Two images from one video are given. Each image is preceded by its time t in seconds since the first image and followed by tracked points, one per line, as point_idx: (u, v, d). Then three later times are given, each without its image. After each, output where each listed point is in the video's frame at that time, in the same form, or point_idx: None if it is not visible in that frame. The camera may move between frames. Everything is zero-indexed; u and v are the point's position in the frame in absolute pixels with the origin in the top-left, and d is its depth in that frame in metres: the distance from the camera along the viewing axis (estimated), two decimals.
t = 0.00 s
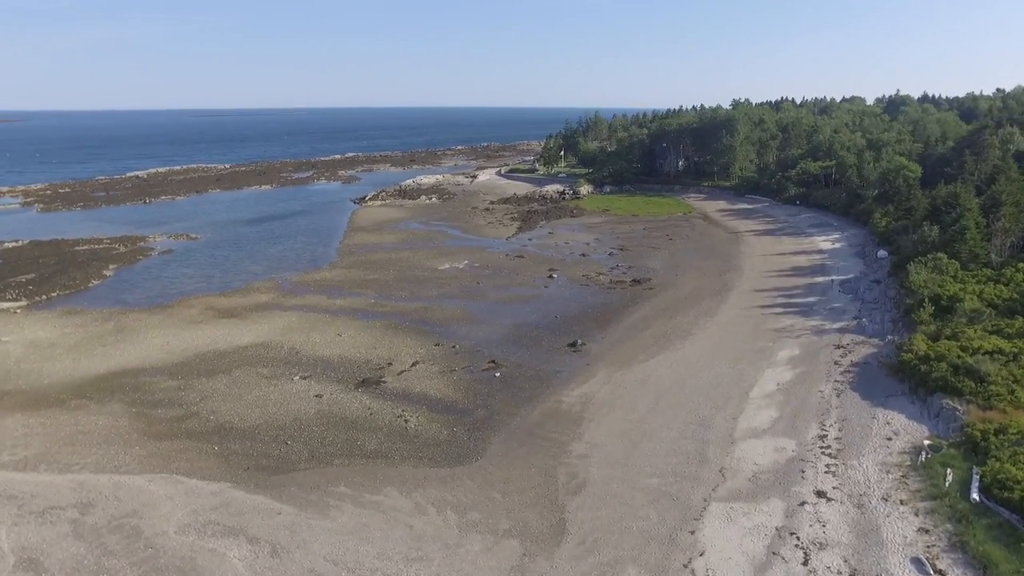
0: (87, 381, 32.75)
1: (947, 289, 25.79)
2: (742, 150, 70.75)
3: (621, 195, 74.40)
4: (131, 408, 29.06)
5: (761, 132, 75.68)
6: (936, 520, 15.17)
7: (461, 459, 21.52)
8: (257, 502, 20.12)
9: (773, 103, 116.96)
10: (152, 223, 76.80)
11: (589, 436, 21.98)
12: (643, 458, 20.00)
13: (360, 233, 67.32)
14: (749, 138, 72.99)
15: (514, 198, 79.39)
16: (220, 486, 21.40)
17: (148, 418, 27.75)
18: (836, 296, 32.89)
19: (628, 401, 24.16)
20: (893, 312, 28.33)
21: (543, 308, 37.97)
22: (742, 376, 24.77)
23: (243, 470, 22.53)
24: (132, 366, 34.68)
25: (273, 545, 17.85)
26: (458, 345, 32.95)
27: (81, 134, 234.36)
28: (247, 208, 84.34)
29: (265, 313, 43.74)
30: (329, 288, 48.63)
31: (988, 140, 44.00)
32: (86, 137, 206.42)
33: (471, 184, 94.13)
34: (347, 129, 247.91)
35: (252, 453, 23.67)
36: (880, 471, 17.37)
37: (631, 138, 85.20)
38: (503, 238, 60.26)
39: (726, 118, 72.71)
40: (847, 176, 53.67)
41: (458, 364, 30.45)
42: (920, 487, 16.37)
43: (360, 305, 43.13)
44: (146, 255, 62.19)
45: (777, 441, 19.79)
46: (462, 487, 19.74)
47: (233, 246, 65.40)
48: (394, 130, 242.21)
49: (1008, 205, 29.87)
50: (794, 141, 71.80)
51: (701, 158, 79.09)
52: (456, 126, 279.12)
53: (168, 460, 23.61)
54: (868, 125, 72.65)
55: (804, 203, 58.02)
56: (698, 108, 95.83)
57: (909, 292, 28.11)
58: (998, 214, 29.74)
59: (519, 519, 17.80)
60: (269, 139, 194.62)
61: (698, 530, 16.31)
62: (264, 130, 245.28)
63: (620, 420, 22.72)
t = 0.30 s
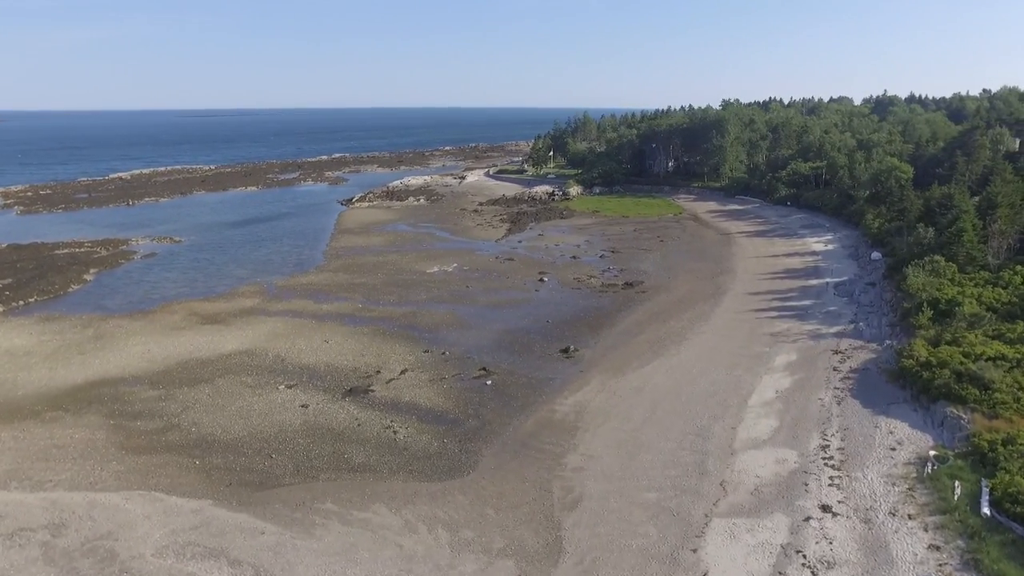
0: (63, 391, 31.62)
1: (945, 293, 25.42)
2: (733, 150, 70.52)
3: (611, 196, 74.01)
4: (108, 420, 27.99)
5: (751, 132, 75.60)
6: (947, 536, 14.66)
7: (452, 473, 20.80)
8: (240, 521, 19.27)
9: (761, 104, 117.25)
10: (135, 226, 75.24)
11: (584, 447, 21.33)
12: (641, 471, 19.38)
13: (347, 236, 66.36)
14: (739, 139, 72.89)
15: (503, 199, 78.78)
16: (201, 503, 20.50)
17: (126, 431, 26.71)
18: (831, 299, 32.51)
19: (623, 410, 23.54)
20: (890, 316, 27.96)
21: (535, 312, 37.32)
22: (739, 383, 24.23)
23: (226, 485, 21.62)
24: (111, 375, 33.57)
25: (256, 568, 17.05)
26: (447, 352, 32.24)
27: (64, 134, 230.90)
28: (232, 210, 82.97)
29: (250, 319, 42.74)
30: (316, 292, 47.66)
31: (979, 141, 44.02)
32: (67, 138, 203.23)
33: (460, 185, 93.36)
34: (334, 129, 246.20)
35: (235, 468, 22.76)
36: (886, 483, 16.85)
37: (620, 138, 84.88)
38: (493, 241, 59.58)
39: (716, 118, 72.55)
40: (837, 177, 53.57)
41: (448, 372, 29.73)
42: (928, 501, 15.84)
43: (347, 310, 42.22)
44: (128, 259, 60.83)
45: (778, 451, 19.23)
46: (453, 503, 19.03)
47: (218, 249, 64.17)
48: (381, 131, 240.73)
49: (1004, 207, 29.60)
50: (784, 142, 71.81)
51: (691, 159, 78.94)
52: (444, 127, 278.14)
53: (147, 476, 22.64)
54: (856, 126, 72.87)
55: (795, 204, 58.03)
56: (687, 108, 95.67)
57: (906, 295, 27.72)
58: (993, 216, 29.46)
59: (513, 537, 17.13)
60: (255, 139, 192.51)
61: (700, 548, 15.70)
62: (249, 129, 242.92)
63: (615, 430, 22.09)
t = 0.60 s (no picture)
0: (39, 403, 30.49)
1: (944, 297, 25.04)
2: (723, 151, 70.42)
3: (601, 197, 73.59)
4: (84, 433, 26.91)
5: (741, 133, 75.58)
6: (959, 553, 14.14)
7: (443, 489, 20.06)
8: (221, 543, 18.41)
9: (749, 104, 117.60)
10: (116, 229, 73.66)
11: (579, 459, 20.67)
12: (639, 484, 18.74)
13: (334, 238, 65.34)
14: (729, 139, 72.80)
15: (492, 200, 78.11)
16: (180, 523, 19.59)
17: (103, 445, 25.63)
18: (826, 303, 32.13)
19: (619, 420, 22.90)
20: (886, 320, 27.61)
21: (525, 317, 36.66)
22: (737, 391, 23.68)
23: (207, 503, 20.71)
24: (88, 386, 32.43)
25: None
26: (437, 359, 31.50)
27: (45, 133, 227.11)
28: (216, 212, 81.58)
29: (234, 325, 41.72)
30: (302, 297, 46.65)
31: (969, 141, 44.07)
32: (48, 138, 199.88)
33: (448, 186, 92.58)
34: (321, 129, 244.30)
35: (217, 484, 21.82)
36: (892, 497, 16.32)
37: (609, 139, 84.51)
38: (482, 243, 58.84)
39: (706, 119, 72.35)
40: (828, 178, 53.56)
41: (438, 381, 28.96)
42: (938, 516, 15.34)
43: (334, 315, 41.31)
44: (109, 263, 59.42)
45: (780, 463, 18.65)
46: (445, 521, 18.30)
47: (201, 252, 62.88)
48: (368, 131, 239.25)
49: (999, 208, 29.36)
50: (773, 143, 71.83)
51: (680, 159, 78.73)
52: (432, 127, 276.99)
53: (124, 493, 21.64)
54: (845, 126, 73.07)
55: (786, 205, 58.05)
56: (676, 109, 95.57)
57: (903, 299, 27.37)
58: (989, 218, 29.19)
59: (508, 557, 16.44)
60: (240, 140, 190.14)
61: (703, 568, 15.10)
62: (234, 130, 240.39)
63: (611, 441, 21.45)
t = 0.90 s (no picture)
0: (16, 415, 29.43)
1: (946, 301, 24.61)
2: (715, 152, 70.19)
3: (592, 198, 73.17)
4: (61, 448, 25.87)
5: (733, 133, 75.62)
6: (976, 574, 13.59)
7: (436, 505, 19.33)
8: (205, 568, 17.61)
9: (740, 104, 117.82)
10: (99, 232, 72.20)
11: (577, 473, 19.99)
12: (641, 500, 18.08)
13: (322, 241, 64.37)
14: (721, 140, 72.67)
15: (482, 202, 77.42)
16: (161, 546, 18.76)
17: (80, 460, 24.61)
18: (824, 307, 31.70)
19: (617, 430, 22.25)
20: (886, 325, 27.21)
21: (519, 323, 35.98)
22: (738, 400, 23.08)
23: (189, 523, 19.84)
24: (67, 396, 31.34)
25: None
26: (428, 367, 30.74)
27: (28, 134, 223.98)
28: (202, 215, 80.30)
29: (220, 332, 40.72)
30: (290, 302, 45.68)
31: (963, 143, 44.17)
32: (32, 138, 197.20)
33: (438, 187, 91.83)
34: (309, 130, 242.51)
35: (200, 502, 20.93)
36: (904, 513, 15.75)
37: (601, 140, 84.12)
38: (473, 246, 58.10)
39: (698, 120, 72.12)
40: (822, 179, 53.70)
41: (429, 390, 28.20)
42: (952, 533, 14.79)
43: (323, 321, 40.40)
44: (92, 267, 58.09)
45: (785, 477, 18.05)
46: (438, 540, 17.57)
47: (187, 256, 61.65)
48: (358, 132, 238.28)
49: (999, 211, 29.01)
50: (765, 144, 71.76)
51: (672, 160, 78.45)
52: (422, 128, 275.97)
53: (102, 513, 20.69)
54: (837, 127, 73.17)
55: (778, 207, 58.30)
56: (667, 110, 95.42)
57: (903, 303, 26.97)
58: (989, 221, 28.85)
59: None
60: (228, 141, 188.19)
61: None
62: (222, 131, 238.21)
63: (610, 454, 20.79)
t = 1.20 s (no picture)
0: None
1: (949, 306, 24.18)
2: (707, 152, 69.88)
3: (585, 199, 72.69)
4: (38, 463, 24.86)
5: (726, 134, 75.61)
6: None
7: (429, 524, 18.59)
8: None
9: (731, 104, 118.00)
10: (83, 234, 70.68)
11: (576, 489, 19.29)
12: (643, 517, 17.42)
13: (311, 244, 63.34)
14: (714, 141, 72.45)
15: (473, 203, 76.68)
16: (141, 571, 17.91)
17: (58, 477, 23.64)
18: (823, 312, 31.26)
19: (616, 442, 21.58)
20: (887, 330, 26.77)
21: (512, 328, 35.30)
22: (739, 409, 22.49)
23: (172, 545, 18.98)
24: (46, 408, 30.27)
25: None
26: (421, 375, 29.97)
27: (10, 133, 220.36)
28: (189, 217, 78.91)
29: (206, 338, 39.71)
30: (278, 307, 44.67)
31: (957, 143, 44.34)
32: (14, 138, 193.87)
33: (428, 188, 90.95)
34: (298, 131, 240.46)
35: (183, 522, 20.07)
36: (917, 530, 15.18)
37: (593, 141, 83.71)
38: (464, 248, 57.35)
39: (690, 120, 71.82)
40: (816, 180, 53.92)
41: (422, 400, 27.44)
42: (968, 553, 14.23)
43: (311, 327, 39.49)
44: (75, 272, 56.73)
45: (792, 491, 17.45)
46: (433, 562, 16.84)
47: (173, 260, 60.39)
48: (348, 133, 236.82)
49: (999, 213, 28.68)
50: (758, 144, 71.64)
51: (664, 161, 78.14)
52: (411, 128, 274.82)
53: (79, 534, 19.78)
54: (829, 127, 73.25)
55: (772, 208, 58.24)
56: (659, 110, 95.25)
57: (905, 308, 26.52)
58: (989, 223, 28.52)
59: None
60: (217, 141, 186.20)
61: None
62: (210, 131, 235.91)
63: (610, 467, 20.12)
